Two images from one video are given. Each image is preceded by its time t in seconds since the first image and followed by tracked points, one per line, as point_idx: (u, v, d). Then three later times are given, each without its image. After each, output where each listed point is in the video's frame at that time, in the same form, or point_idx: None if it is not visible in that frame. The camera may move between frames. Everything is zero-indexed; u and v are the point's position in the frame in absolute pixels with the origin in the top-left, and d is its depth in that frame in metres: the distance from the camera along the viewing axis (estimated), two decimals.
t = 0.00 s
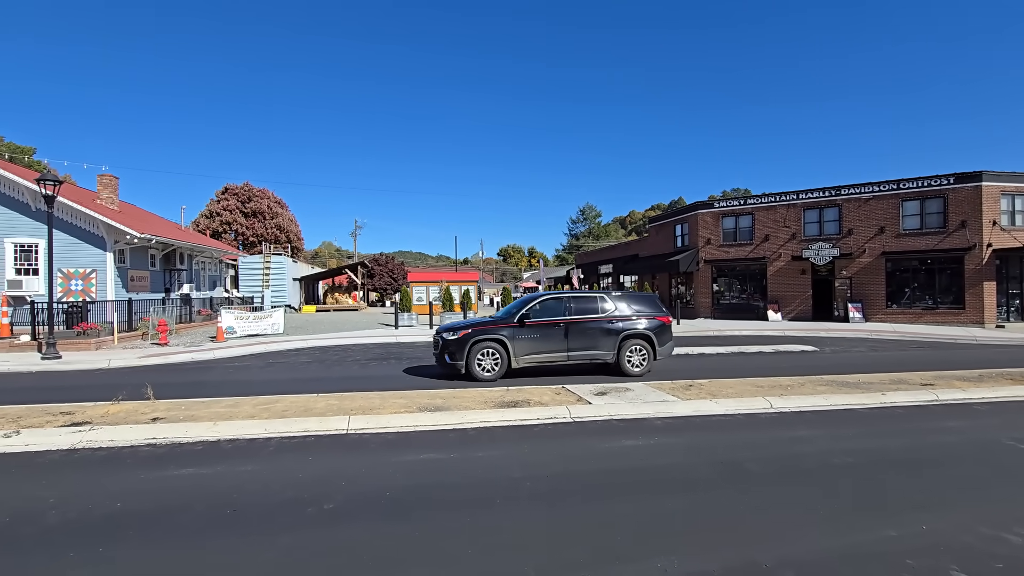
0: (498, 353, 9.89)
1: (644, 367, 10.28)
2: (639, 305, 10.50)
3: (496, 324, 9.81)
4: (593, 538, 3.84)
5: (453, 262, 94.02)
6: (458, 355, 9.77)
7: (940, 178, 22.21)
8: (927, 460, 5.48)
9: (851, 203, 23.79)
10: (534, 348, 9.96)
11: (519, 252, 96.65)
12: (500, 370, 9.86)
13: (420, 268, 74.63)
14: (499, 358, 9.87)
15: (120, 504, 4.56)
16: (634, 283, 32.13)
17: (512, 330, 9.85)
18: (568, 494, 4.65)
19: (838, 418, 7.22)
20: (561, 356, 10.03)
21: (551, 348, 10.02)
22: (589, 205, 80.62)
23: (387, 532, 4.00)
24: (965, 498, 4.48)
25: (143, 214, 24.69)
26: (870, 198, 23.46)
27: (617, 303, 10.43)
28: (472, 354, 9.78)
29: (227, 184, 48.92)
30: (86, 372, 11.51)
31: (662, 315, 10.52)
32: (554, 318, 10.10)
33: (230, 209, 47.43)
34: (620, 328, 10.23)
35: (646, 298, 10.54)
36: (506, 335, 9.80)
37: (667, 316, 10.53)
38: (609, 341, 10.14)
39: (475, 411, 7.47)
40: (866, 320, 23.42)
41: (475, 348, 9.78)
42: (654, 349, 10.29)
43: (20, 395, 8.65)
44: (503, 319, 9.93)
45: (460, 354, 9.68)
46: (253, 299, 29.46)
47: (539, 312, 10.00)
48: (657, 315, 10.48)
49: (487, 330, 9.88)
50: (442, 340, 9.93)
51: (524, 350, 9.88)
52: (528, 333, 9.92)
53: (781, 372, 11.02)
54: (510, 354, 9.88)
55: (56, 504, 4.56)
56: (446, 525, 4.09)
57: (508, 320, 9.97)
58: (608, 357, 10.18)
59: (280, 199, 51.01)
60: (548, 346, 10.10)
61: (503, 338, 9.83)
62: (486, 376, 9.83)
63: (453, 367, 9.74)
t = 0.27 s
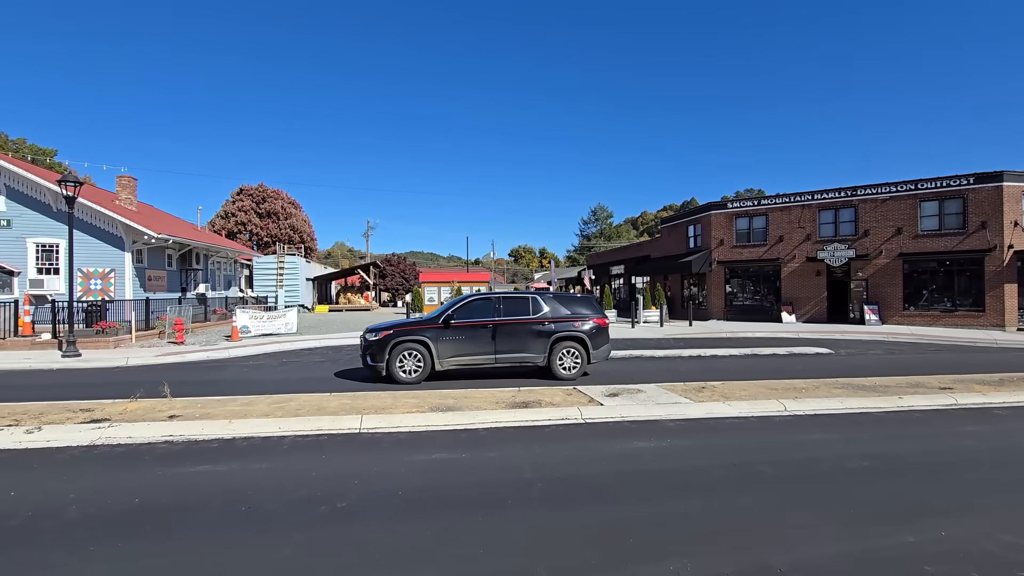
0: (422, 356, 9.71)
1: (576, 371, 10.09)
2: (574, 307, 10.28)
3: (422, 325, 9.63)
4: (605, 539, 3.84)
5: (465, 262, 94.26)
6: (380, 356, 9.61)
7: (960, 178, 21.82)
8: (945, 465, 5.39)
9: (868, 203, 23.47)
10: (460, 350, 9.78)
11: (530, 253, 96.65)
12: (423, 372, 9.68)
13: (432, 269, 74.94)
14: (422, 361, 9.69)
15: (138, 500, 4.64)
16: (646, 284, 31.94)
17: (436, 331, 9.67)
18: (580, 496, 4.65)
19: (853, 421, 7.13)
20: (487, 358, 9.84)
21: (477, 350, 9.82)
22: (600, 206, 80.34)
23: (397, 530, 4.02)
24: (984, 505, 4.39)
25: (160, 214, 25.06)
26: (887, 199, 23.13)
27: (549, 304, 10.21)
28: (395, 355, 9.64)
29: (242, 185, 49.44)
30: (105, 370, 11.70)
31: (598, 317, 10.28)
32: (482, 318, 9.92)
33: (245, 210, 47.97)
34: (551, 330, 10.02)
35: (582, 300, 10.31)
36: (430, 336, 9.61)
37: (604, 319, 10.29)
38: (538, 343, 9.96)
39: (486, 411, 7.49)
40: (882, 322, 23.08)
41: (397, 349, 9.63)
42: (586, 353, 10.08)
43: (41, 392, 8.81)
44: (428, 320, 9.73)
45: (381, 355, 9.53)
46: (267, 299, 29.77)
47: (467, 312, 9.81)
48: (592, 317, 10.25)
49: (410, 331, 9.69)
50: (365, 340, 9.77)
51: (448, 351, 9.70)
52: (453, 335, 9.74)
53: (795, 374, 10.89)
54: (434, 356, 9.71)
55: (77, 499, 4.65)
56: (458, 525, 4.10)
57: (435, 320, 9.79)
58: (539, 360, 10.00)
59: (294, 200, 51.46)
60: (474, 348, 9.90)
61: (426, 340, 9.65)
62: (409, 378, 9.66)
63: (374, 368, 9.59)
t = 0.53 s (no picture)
0: (340, 359, 9.44)
1: (502, 373, 9.77)
2: (502, 309, 10.06)
3: (340, 327, 9.40)
4: (617, 543, 3.82)
5: (475, 264, 94.39)
6: (296, 361, 9.33)
7: (977, 179, 21.50)
8: (963, 470, 5.30)
9: (883, 204, 23.18)
10: (380, 353, 9.53)
11: (540, 255, 96.59)
12: (342, 376, 9.42)
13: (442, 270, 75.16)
14: (340, 365, 9.43)
15: (154, 499, 4.70)
16: (657, 286, 31.78)
17: (356, 334, 9.44)
18: (591, 498, 4.63)
19: (868, 425, 7.04)
20: (409, 362, 9.59)
21: (398, 353, 9.58)
22: (611, 208, 80.18)
23: (408, 531, 4.04)
24: (1003, 511, 4.32)
25: (175, 217, 25.42)
26: (902, 200, 22.82)
27: (476, 306, 10.02)
28: (312, 359, 9.37)
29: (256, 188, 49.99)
30: (121, 370, 11.87)
31: (528, 319, 10.05)
32: (404, 320, 9.70)
33: (258, 212, 48.51)
34: (477, 332, 9.80)
35: (511, 302, 10.13)
36: (348, 339, 9.38)
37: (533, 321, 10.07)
38: (462, 346, 9.74)
39: (496, 413, 7.50)
40: (897, 325, 22.77)
41: (313, 352, 9.37)
42: (513, 355, 9.80)
43: (59, 391, 8.96)
44: (347, 323, 9.51)
45: (297, 359, 9.25)
46: (280, 300, 30.06)
47: (388, 314, 9.61)
48: (521, 319, 10.02)
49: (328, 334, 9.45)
50: (283, 345, 9.52)
51: (368, 355, 9.45)
52: (373, 337, 9.50)
53: (809, 378, 10.77)
54: (352, 359, 9.44)
55: (95, 497, 4.73)
56: (469, 526, 4.11)
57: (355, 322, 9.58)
58: (465, 363, 9.76)
59: (306, 202, 51.90)
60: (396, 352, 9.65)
61: (344, 343, 9.41)
62: (327, 382, 9.40)
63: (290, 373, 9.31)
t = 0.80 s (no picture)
0: (257, 363, 9.36)
1: (425, 377, 9.70)
2: (428, 311, 9.97)
3: (257, 331, 9.35)
4: (628, 547, 3.81)
5: (485, 267, 94.57)
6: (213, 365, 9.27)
7: (994, 180, 21.22)
8: (980, 475, 5.22)
9: (897, 206, 22.90)
10: (299, 357, 9.44)
11: (550, 257, 96.52)
12: (259, 379, 9.33)
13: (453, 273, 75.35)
14: (258, 369, 9.35)
15: (170, 499, 4.76)
16: (667, 288, 31.62)
17: (273, 337, 9.37)
18: (603, 502, 4.61)
19: (882, 429, 6.95)
20: (329, 366, 9.50)
21: (318, 357, 9.48)
22: (621, 210, 79.94)
23: (419, 533, 4.06)
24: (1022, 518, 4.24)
25: (189, 221, 25.74)
26: (916, 201, 22.53)
27: (400, 308, 9.93)
28: (228, 364, 9.30)
29: (268, 192, 50.48)
30: (137, 371, 12.04)
31: (453, 322, 9.93)
32: (325, 324, 9.62)
33: (271, 216, 49.01)
34: (399, 335, 9.70)
35: (438, 304, 10.01)
36: (264, 343, 9.30)
37: (459, 323, 9.94)
38: (384, 349, 9.63)
39: (506, 415, 7.51)
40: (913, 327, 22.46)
41: (230, 357, 9.29)
42: (437, 358, 9.69)
43: (76, 393, 9.10)
44: (267, 327, 9.46)
45: (212, 363, 9.18)
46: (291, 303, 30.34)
47: (309, 317, 9.54)
48: (445, 321, 9.91)
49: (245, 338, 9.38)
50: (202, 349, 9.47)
51: (285, 359, 9.36)
52: (292, 341, 9.42)
53: (821, 381, 10.66)
54: (270, 363, 9.36)
55: (111, 497, 4.80)
56: (481, 528, 4.13)
57: (275, 326, 9.51)
58: (388, 366, 9.65)
59: (318, 206, 52.35)
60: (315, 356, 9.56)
61: (260, 347, 9.34)
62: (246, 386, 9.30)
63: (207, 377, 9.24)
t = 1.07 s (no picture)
0: (173, 367, 9.18)
1: (347, 381, 9.52)
2: (351, 313, 9.77)
3: (173, 333, 9.17)
4: (639, 551, 3.79)
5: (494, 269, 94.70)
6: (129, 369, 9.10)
7: (1011, 180, 20.91)
8: (998, 480, 5.13)
9: (911, 206, 22.61)
10: (217, 361, 9.25)
11: (559, 259, 96.44)
12: (175, 383, 9.17)
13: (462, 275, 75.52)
14: (174, 372, 9.18)
15: (184, 499, 4.82)
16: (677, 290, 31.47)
17: (190, 340, 9.19)
18: (614, 505, 4.60)
19: (897, 433, 6.87)
20: (247, 369, 9.30)
21: (237, 360, 9.29)
22: (630, 212, 79.69)
23: (430, 534, 4.07)
24: None
25: (202, 224, 26.05)
26: (931, 202, 22.23)
27: (324, 311, 9.72)
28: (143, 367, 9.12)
29: (280, 195, 50.95)
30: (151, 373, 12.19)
31: (377, 324, 9.72)
32: (245, 326, 9.42)
33: (282, 219, 49.45)
34: (321, 338, 9.48)
35: (364, 307, 9.80)
36: (180, 346, 9.13)
37: (383, 326, 9.74)
38: (304, 353, 9.43)
39: (516, 418, 7.51)
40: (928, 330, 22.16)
41: (145, 361, 9.12)
42: (360, 362, 9.51)
43: (92, 394, 9.23)
44: (185, 329, 9.28)
45: (127, 367, 9.00)
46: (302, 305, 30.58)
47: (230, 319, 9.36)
48: (369, 324, 9.70)
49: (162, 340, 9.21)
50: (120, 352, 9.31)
51: (202, 362, 9.18)
52: (209, 344, 9.22)
53: (834, 384, 10.55)
54: (187, 367, 9.18)
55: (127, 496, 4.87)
56: (491, 530, 4.14)
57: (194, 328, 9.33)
58: (309, 370, 9.44)
59: (328, 208, 52.75)
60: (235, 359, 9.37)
61: (176, 350, 9.17)
62: (157, 390, 9.11)
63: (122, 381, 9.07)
